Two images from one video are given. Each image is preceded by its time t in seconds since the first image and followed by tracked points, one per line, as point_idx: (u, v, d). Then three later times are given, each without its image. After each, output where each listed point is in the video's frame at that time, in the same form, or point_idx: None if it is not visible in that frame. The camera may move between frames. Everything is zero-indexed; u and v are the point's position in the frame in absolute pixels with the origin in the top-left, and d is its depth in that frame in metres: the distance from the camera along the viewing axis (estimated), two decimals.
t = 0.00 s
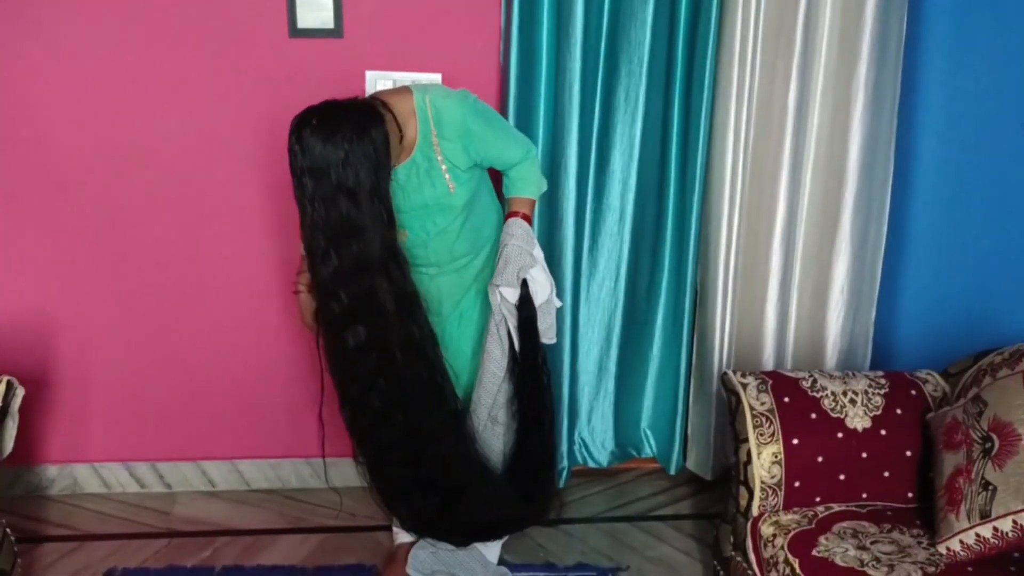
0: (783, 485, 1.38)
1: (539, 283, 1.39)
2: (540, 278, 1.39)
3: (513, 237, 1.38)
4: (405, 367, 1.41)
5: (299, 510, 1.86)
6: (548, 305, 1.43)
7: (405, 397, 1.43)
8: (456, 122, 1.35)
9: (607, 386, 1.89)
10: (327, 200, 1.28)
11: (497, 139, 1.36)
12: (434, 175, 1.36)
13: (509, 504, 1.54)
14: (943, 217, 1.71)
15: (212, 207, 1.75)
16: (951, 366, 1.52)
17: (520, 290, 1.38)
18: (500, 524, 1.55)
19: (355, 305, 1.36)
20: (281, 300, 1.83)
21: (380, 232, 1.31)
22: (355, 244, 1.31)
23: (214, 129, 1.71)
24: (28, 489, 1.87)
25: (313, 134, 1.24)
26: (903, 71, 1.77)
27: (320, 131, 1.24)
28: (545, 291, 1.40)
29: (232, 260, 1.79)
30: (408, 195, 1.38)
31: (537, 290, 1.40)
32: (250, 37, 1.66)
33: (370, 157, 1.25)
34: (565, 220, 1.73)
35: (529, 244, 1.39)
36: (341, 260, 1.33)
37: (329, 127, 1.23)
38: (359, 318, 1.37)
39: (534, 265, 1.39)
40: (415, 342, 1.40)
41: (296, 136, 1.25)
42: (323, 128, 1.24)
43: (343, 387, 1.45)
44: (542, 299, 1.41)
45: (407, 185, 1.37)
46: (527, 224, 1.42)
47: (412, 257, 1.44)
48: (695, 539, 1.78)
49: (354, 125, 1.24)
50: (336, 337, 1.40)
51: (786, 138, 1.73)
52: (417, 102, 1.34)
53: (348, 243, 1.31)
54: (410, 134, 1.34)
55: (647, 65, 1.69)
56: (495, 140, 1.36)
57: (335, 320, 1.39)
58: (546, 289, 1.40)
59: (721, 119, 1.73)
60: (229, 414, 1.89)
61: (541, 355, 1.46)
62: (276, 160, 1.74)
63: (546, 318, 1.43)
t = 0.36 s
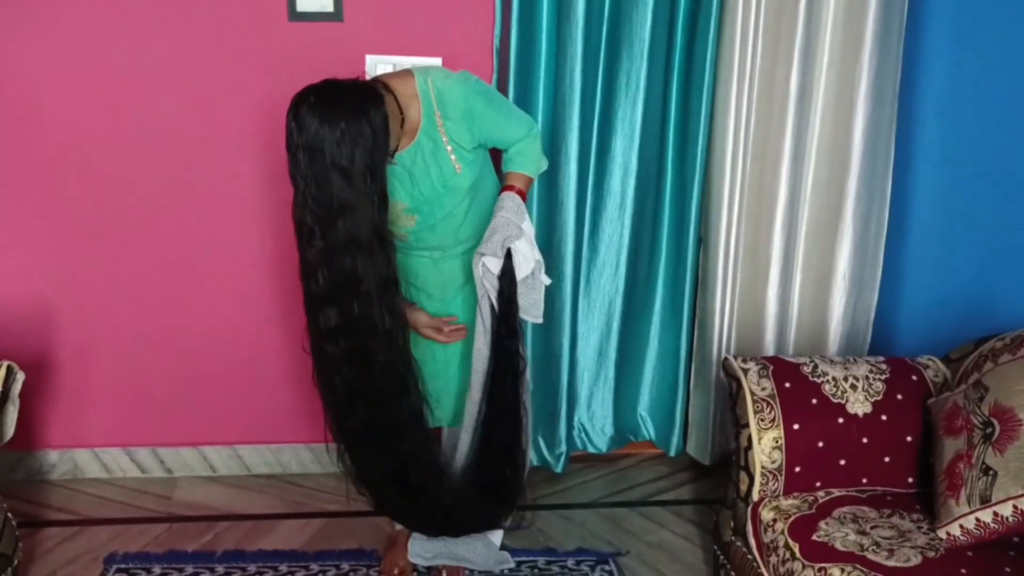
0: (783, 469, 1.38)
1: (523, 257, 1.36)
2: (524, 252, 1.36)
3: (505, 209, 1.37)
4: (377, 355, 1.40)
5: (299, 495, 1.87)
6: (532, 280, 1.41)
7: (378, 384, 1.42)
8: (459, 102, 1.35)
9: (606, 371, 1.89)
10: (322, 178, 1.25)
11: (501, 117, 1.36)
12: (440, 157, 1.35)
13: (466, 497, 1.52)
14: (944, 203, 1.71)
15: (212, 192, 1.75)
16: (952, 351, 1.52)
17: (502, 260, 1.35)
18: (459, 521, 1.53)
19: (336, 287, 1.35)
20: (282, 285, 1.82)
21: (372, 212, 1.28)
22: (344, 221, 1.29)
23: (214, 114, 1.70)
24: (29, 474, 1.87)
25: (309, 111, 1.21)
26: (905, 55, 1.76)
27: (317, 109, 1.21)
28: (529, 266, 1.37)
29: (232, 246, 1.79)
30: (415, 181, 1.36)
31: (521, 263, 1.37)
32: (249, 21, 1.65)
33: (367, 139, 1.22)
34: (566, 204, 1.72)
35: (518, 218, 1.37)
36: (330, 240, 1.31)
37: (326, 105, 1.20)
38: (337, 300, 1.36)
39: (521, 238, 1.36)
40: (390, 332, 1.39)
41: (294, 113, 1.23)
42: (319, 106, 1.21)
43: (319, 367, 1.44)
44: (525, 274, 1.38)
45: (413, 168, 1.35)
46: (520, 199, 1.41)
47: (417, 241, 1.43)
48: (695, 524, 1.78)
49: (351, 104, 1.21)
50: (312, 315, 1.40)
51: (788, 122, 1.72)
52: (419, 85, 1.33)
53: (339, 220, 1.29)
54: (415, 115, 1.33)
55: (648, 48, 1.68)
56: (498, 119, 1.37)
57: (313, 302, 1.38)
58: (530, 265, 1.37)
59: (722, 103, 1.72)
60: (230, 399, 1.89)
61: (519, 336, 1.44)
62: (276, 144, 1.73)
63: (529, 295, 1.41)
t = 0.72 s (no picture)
0: (784, 463, 1.38)
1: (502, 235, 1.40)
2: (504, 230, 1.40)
3: (504, 181, 1.39)
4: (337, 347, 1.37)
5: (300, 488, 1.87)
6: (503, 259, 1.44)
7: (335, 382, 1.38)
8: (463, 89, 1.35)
9: (607, 364, 1.89)
10: (312, 166, 1.25)
11: (504, 101, 1.37)
12: (447, 145, 1.35)
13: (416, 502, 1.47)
14: (943, 195, 1.71)
15: (212, 186, 1.75)
16: (953, 345, 1.52)
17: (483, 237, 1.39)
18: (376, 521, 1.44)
19: (309, 275, 1.34)
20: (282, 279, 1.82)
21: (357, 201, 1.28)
22: (325, 209, 1.28)
23: (214, 108, 1.70)
24: (31, 468, 1.87)
25: (308, 99, 1.21)
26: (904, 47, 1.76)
27: (316, 97, 1.21)
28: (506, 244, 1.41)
29: (233, 239, 1.79)
30: (424, 172, 1.36)
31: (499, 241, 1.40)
32: (249, 15, 1.65)
33: (363, 130, 1.23)
34: (566, 195, 1.72)
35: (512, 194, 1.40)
36: (310, 227, 1.30)
37: (326, 93, 1.21)
38: (309, 288, 1.35)
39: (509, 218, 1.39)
40: (356, 327, 1.37)
41: (292, 100, 1.23)
42: (319, 94, 1.21)
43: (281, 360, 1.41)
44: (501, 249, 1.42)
45: (421, 158, 1.35)
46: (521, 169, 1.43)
47: (423, 232, 1.43)
48: (695, 517, 1.78)
49: (351, 95, 1.22)
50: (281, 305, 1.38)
51: (788, 115, 1.72)
52: (421, 75, 1.33)
53: (321, 207, 1.28)
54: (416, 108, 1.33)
55: (648, 41, 1.68)
56: (502, 100, 1.37)
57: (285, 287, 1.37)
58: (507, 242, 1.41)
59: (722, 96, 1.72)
60: (230, 393, 1.89)
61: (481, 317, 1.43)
62: (277, 138, 1.73)
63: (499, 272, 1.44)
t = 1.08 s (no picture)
0: (784, 456, 1.38)
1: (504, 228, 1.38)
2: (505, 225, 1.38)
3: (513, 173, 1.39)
4: (310, 334, 1.39)
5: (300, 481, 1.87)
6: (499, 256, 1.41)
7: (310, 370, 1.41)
8: (465, 77, 1.34)
9: (606, 357, 1.89)
10: (312, 151, 1.25)
11: (507, 87, 1.36)
12: (449, 134, 1.35)
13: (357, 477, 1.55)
14: (943, 190, 1.71)
15: (212, 179, 1.75)
16: (953, 338, 1.52)
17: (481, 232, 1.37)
18: (331, 492, 1.56)
19: (297, 257, 1.35)
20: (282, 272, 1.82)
21: (354, 186, 1.28)
22: (321, 193, 1.28)
23: (214, 101, 1.70)
24: (31, 461, 1.87)
25: (309, 83, 1.22)
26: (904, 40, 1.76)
27: (317, 81, 1.21)
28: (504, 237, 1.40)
29: (232, 232, 1.79)
30: (425, 161, 1.35)
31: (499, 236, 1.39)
32: (249, 7, 1.65)
33: (364, 116, 1.22)
34: (565, 188, 1.72)
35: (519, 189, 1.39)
36: (304, 213, 1.31)
37: (327, 77, 1.21)
38: (297, 271, 1.36)
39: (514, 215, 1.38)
40: (334, 310, 1.37)
41: (293, 84, 1.23)
42: (320, 79, 1.21)
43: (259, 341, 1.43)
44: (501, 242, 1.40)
45: (422, 146, 1.34)
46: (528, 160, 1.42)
47: (424, 222, 1.43)
48: (695, 510, 1.78)
49: (354, 80, 1.22)
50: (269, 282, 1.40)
51: (789, 109, 1.72)
52: (423, 63, 1.33)
53: (317, 190, 1.28)
54: (417, 96, 1.33)
55: (649, 35, 1.67)
56: (504, 87, 1.36)
57: (274, 267, 1.38)
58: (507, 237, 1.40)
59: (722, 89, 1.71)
60: (230, 386, 1.89)
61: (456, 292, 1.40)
62: (276, 131, 1.73)
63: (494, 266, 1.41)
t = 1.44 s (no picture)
0: (784, 451, 1.38)
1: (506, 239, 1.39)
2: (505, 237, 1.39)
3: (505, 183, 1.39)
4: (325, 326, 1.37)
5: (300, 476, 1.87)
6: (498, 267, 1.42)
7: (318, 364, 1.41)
8: (466, 74, 1.34)
9: (606, 352, 1.89)
10: (314, 140, 1.25)
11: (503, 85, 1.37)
12: (448, 129, 1.34)
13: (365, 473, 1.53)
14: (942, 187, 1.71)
15: (212, 174, 1.75)
16: (953, 333, 1.52)
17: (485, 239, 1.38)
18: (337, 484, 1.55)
19: (308, 249, 1.34)
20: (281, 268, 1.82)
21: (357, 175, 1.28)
22: (325, 183, 1.28)
23: (213, 96, 1.70)
24: (32, 456, 1.88)
25: (310, 73, 1.22)
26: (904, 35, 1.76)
27: (318, 71, 1.21)
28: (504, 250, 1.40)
29: (232, 228, 1.79)
30: (423, 155, 1.35)
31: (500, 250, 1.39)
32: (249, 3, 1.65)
33: (365, 104, 1.23)
34: (565, 184, 1.72)
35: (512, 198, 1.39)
36: (309, 203, 1.31)
37: (327, 67, 1.21)
38: (305, 263, 1.35)
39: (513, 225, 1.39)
40: (348, 299, 1.37)
41: (293, 75, 1.23)
42: (320, 68, 1.21)
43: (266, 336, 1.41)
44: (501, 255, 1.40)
45: (421, 140, 1.34)
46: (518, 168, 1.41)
47: (422, 217, 1.43)
48: (694, 505, 1.79)
49: (354, 68, 1.22)
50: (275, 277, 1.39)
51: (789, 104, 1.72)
52: (423, 57, 1.33)
53: (321, 179, 1.28)
54: (417, 88, 1.33)
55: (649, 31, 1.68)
56: (501, 88, 1.37)
57: (281, 261, 1.37)
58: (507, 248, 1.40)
59: (723, 84, 1.72)
60: (231, 381, 1.89)
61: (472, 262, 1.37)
62: (276, 127, 1.73)
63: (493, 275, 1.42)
